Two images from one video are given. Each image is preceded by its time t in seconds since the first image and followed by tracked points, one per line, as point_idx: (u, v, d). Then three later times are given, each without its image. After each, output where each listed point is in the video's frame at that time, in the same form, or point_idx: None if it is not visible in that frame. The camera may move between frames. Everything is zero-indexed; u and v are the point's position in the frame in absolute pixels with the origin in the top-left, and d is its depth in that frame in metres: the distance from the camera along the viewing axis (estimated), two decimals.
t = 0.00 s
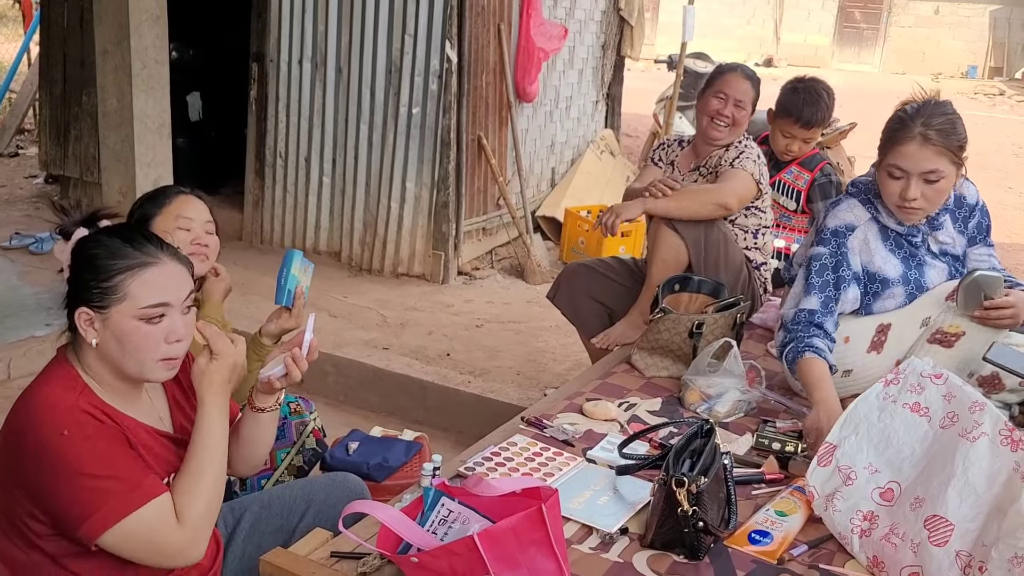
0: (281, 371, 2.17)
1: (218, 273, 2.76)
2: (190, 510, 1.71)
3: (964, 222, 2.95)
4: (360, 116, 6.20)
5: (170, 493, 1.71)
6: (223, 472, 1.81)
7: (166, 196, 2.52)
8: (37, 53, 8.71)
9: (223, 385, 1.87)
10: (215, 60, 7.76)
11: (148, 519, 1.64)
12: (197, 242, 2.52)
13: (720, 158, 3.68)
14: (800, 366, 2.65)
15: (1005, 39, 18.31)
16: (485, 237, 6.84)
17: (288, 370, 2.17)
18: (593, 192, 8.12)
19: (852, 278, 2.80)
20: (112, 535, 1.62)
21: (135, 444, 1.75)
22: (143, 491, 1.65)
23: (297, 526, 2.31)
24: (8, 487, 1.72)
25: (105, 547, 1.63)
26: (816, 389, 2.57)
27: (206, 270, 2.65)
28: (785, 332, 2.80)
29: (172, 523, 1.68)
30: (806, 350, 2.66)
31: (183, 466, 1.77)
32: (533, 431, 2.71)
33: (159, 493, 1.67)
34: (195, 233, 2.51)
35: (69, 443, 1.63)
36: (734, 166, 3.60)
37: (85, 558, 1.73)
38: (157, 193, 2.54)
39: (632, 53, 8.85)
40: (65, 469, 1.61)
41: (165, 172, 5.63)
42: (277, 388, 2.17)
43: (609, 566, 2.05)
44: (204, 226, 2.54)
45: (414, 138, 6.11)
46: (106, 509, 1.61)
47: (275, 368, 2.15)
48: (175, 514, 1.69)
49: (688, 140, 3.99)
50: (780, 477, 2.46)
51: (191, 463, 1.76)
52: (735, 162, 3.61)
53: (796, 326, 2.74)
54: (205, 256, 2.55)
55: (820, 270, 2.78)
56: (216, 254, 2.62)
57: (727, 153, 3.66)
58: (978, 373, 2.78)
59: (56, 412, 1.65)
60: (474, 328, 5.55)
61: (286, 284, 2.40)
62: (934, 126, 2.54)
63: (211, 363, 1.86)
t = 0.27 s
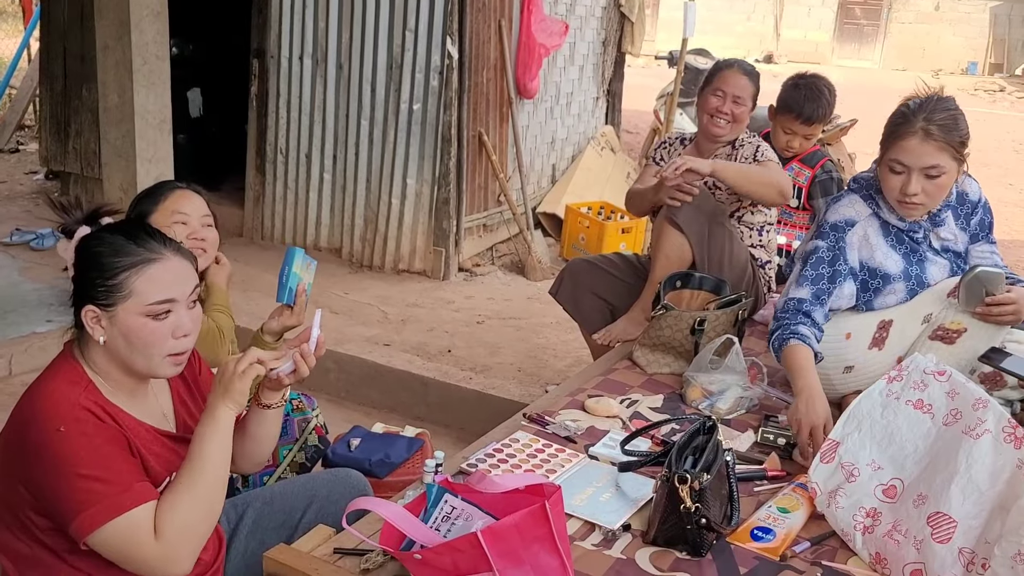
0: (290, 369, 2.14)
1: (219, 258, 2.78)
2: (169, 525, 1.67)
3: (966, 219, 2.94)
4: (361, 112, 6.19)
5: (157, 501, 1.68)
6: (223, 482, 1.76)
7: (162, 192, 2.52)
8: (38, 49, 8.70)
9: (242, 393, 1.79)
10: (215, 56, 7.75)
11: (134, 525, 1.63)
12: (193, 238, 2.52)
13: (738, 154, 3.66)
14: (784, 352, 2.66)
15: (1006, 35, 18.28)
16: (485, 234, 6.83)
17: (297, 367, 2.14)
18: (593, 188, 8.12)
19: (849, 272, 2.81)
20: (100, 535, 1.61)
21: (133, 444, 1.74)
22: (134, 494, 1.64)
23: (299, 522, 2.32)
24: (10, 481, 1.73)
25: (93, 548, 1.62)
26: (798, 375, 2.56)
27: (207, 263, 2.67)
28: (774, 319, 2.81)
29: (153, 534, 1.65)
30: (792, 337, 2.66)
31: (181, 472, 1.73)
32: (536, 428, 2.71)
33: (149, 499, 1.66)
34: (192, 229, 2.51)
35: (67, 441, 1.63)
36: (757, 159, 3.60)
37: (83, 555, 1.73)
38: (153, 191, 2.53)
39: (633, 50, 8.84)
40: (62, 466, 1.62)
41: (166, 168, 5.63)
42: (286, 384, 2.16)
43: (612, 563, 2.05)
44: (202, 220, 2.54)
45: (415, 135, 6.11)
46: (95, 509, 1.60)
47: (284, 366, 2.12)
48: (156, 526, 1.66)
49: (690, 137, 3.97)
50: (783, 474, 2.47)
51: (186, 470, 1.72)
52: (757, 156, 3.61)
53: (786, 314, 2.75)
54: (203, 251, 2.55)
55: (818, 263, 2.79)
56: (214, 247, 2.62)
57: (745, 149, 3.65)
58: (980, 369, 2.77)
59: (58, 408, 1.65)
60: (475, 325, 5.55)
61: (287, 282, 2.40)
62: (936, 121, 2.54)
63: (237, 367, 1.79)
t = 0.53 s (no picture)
0: (293, 367, 2.17)
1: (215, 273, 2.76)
2: (189, 519, 1.70)
3: (966, 216, 2.93)
4: (362, 111, 6.19)
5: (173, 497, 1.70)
6: (227, 477, 1.79)
7: (159, 191, 2.53)
8: (39, 48, 8.71)
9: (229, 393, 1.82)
10: (216, 55, 7.75)
11: (151, 523, 1.64)
12: (195, 235, 2.52)
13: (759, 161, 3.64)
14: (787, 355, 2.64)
15: (1006, 32, 18.25)
16: (486, 232, 6.84)
17: (300, 366, 2.17)
18: (594, 186, 8.12)
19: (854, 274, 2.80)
20: (115, 536, 1.62)
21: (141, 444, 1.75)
22: (148, 493, 1.65)
23: (302, 522, 2.32)
24: (18, 483, 1.73)
25: (108, 548, 1.63)
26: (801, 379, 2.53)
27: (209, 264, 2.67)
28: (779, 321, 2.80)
29: (172, 529, 1.67)
30: (794, 341, 2.64)
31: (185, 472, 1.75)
32: (537, 427, 2.72)
33: (164, 496, 1.68)
34: (193, 226, 2.51)
35: (79, 442, 1.63)
36: (782, 170, 3.61)
37: (92, 555, 1.74)
38: (150, 191, 2.53)
39: (633, 47, 8.84)
40: (74, 468, 1.62)
41: (168, 167, 5.64)
42: (289, 384, 2.17)
43: (614, 561, 2.06)
44: (201, 216, 2.55)
45: (416, 133, 6.11)
46: (111, 509, 1.61)
47: (287, 365, 2.15)
48: (175, 521, 1.68)
49: (693, 137, 3.97)
50: (784, 473, 2.47)
51: (193, 468, 1.75)
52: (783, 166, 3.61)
53: (790, 316, 2.74)
54: (205, 248, 2.56)
55: (823, 266, 2.79)
56: (216, 246, 2.63)
57: (767, 157, 3.63)
58: (982, 369, 2.75)
59: (67, 410, 1.66)
60: (476, 323, 5.55)
61: (286, 280, 2.40)
62: (937, 122, 2.54)
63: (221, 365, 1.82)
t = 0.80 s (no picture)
0: (296, 364, 2.17)
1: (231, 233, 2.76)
2: (212, 497, 1.73)
3: (969, 209, 2.97)
4: (364, 106, 6.19)
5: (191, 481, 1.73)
6: (239, 461, 1.82)
7: (162, 186, 2.51)
8: (40, 44, 8.69)
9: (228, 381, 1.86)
10: (217, 51, 7.72)
11: (173, 507, 1.66)
12: (196, 233, 2.53)
13: (765, 161, 3.62)
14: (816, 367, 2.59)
15: (1010, 25, 18.17)
16: (489, 227, 6.83)
17: (303, 363, 2.17)
18: (596, 181, 8.11)
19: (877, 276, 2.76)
20: (135, 527, 1.63)
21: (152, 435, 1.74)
22: (163, 481, 1.66)
23: (306, 518, 2.32)
24: (25, 480, 1.73)
25: (128, 537, 1.64)
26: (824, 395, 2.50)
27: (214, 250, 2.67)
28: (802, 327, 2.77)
29: (195, 510, 1.70)
30: (822, 351, 2.60)
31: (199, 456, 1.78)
32: (541, 423, 2.71)
33: (180, 481, 1.69)
34: (193, 225, 2.51)
35: (92, 435, 1.63)
36: (789, 174, 3.59)
37: (102, 551, 1.73)
38: (152, 185, 2.52)
39: (635, 42, 8.82)
40: (86, 463, 1.62)
41: (170, 164, 5.63)
42: (292, 381, 2.17)
43: (618, 558, 2.05)
44: (202, 214, 2.55)
45: (418, 128, 6.09)
46: (131, 498, 1.62)
47: (291, 362, 2.15)
48: (198, 501, 1.72)
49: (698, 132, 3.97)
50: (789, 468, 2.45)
51: (209, 451, 1.78)
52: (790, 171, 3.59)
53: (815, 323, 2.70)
54: (204, 244, 2.57)
55: (842, 272, 2.74)
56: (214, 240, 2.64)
57: (772, 157, 3.61)
58: (987, 363, 2.75)
59: (76, 406, 1.65)
60: (478, 319, 5.55)
61: (292, 279, 2.43)
62: (935, 120, 2.52)
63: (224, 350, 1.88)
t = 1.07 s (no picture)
0: (302, 363, 2.17)
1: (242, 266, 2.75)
2: (225, 487, 1.76)
3: (972, 204, 2.99)
4: (367, 104, 6.18)
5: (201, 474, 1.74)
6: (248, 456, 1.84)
7: (174, 186, 2.51)
8: (44, 44, 8.71)
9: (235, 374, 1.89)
10: (220, 49, 7.71)
11: (184, 501, 1.67)
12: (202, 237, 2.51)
13: (768, 161, 3.61)
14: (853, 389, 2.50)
15: (1014, 19, 18.09)
16: (492, 225, 6.82)
17: (309, 362, 2.17)
18: (600, 177, 8.10)
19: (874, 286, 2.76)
20: (147, 521, 1.64)
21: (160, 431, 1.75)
22: (175, 473, 1.67)
23: (311, 516, 2.33)
24: (33, 479, 1.73)
25: (140, 531, 1.65)
26: (879, 413, 2.39)
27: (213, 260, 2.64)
28: (824, 348, 2.68)
29: (207, 502, 1.72)
30: (856, 371, 2.53)
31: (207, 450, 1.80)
32: (546, 421, 2.71)
33: (190, 474, 1.70)
34: (198, 228, 2.50)
35: (101, 432, 1.64)
36: (790, 175, 3.58)
37: (112, 547, 1.74)
38: (166, 181, 2.53)
39: (639, 38, 8.81)
40: (97, 458, 1.63)
41: (174, 162, 5.63)
42: (298, 379, 2.18)
43: (624, 556, 2.05)
44: (209, 219, 2.53)
45: (421, 126, 6.09)
46: (143, 492, 1.63)
47: (296, 361, 2.16)
48: (209, 493, 1.73)
49: (703, 129, 3.96)
50: (794, 465, 2.46)
51: (218, 447, 1.79)
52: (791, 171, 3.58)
53: (840, 345, 2.63)
54: (210, 249, 2.55)
55: (842, 285, 2.73)
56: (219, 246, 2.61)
57: (775, 157, 3.59)
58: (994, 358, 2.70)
59: (82, 404, 1.65)
60: (483, 316, 5.54)
61: (296, 280, 2.41)
62: (929, 122, 2.53)
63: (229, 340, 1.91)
